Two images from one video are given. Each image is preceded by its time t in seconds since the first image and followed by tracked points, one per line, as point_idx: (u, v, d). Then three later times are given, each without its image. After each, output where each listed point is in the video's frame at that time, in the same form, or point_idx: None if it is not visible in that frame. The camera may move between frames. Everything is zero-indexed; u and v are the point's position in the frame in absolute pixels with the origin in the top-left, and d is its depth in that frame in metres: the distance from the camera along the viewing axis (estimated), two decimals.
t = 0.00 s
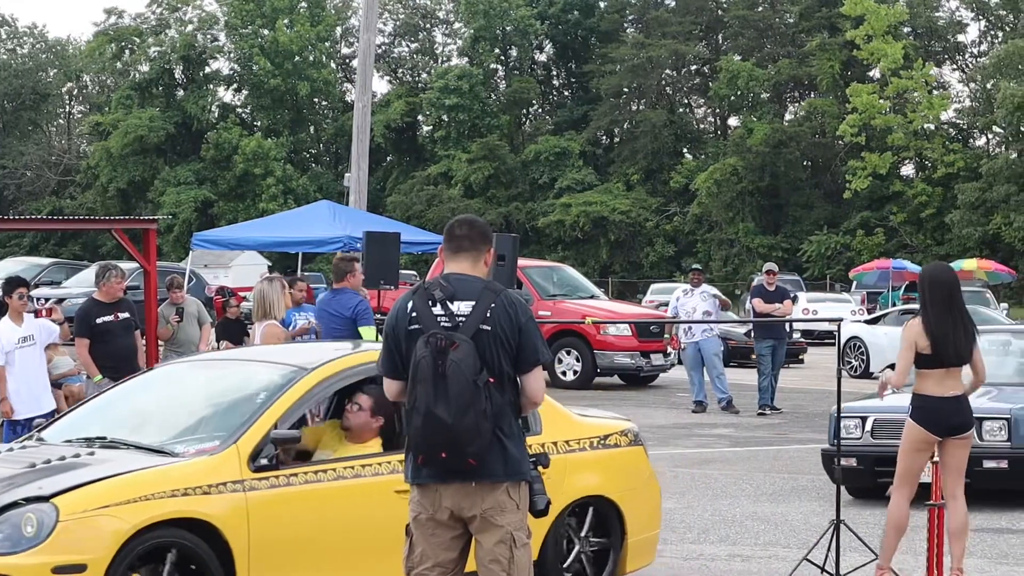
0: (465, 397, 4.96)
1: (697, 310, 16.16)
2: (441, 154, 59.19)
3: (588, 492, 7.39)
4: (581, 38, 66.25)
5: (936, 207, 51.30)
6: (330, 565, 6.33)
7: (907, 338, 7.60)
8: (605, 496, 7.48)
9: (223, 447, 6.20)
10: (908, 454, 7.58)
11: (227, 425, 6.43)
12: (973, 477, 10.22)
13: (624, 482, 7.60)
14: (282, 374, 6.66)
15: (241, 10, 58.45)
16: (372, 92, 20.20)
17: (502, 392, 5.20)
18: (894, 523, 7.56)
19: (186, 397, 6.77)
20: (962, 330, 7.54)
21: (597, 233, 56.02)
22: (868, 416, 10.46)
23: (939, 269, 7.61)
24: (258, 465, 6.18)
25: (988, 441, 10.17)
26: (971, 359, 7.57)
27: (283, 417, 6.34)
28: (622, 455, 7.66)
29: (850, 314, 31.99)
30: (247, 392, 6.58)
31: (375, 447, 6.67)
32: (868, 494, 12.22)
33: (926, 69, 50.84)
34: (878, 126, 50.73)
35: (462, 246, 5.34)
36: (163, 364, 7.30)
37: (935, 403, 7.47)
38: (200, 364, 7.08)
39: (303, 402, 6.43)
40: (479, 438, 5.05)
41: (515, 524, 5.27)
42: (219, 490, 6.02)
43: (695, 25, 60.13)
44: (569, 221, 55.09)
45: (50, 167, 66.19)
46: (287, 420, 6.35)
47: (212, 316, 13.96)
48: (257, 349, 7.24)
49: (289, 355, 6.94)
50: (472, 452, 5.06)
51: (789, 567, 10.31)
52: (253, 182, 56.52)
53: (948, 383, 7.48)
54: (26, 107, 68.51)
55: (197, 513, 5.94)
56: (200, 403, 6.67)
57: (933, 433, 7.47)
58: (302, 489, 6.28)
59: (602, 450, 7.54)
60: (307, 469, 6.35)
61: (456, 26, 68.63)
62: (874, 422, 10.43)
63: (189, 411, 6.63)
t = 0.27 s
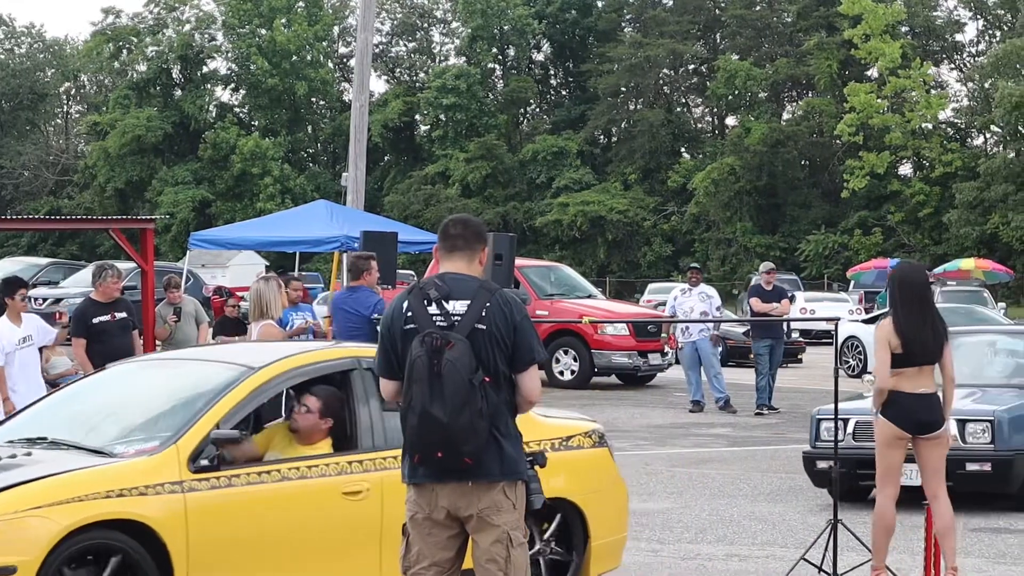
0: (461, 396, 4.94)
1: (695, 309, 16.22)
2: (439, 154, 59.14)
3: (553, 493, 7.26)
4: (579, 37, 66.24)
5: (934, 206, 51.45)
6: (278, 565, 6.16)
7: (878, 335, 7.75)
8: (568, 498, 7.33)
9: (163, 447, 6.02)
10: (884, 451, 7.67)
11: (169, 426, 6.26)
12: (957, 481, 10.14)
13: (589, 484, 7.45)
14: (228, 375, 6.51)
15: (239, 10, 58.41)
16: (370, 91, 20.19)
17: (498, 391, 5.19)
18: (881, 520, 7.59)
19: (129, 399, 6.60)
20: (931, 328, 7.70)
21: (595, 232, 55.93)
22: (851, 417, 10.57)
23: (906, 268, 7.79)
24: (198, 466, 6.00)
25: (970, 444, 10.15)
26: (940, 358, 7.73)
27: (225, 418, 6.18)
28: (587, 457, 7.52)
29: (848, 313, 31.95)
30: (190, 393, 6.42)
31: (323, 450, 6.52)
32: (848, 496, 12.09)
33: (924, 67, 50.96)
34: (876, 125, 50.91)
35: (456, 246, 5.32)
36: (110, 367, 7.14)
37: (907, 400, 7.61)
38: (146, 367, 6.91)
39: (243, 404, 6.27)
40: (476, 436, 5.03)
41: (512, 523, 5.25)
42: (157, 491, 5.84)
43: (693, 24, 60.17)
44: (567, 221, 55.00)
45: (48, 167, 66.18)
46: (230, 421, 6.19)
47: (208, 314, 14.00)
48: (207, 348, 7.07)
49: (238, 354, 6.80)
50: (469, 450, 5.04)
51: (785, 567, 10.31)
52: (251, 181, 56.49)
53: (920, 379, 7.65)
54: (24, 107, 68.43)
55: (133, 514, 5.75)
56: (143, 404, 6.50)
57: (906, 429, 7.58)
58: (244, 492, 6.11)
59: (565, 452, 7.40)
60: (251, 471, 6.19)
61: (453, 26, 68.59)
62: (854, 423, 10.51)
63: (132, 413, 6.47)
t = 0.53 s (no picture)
0: (456, 396, 4.84)
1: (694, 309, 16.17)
2: (436, 153, 59.18)
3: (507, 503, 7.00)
4: (577, 37, 66.31)
5: (932, 206, 51.64)
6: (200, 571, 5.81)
7: (850, 336, 7.88)
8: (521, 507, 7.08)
9: (82, 449, 5.70)
10: (863, 449, 7.73)
11: (94, 427, 5.94)
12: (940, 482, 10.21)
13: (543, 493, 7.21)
14: (160, 374, 6.18)
15: (237, 9, 58.37)
16: (367, 91, 20.20)
17: (494, 390, 5.08)
18: (869, 516, 7.64)
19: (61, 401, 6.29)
20: (902, 327, 7.80)
21: (593, 232, 56.04)
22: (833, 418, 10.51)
23: (878, 267, 7.91)
24: (119, 468, 5.67)
25: (954, 445, 10.13)
26: (915, 357, 7.81)
27: (149, 420, 5.84)
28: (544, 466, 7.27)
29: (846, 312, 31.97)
30: (120, 394, 6.10)
31: (259, 452, 6.19)
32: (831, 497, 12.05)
33: (922, 67, 51.01)
34: (874, 125, 51.00)
35: (453, 243, 5.20)
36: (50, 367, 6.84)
37: (879, 398, 7.70)
38: (85, 366, 6.60)
39: (177, 401, 5.96)
40: (471, 436, 4.93)
41: (510, 523, 5.12)
42: (72, 494, 5.51)
43: (691, 24, 60.24)
44: (565, 220, 55.13)
45: (46, 167, 66.25)
46: (154, 423, 5.85)
47: (206, 314, 13.95)
48: (150, 348, 6.74)
49: (169, 356, 6.43)
50: (465, 451, 4.94)
51: (783, 566, 10.29)
52: (249, 181, 56.52)
53: (895, 378, 7.71)
54: (22, 107, 68.46)
55: (45, 517, 5.43)
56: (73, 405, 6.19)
57: (878, 429, 7.65)
58: (168, 494, 5.77)
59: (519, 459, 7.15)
60: (176, 473, 5.85)
61: (451, 25, 68.64)
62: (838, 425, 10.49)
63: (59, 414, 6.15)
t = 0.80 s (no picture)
0: (455, 393, 4.92)
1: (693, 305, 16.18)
2: (435, 150, 59.21)
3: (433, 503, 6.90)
4: (575, 33, 66.37)
5: (931, 202, 51.94)
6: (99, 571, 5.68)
7: (838, 334, 7.89)
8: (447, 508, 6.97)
9: None
10: (856, 446, 7.77)
11: None
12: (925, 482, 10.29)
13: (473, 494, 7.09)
14: (64, 370, 6.03)
15: (235, 6, 58.30)
16: (366, 88, 20.20)
17: (492, 386, 5.19)
18: (868, 516, 7.68)
19: None
20: (890, 322, 7.78)
21: (591, 228, 56.28)
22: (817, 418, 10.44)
23: (866, 263, 7.91)
24: (15, 468, 5.49)
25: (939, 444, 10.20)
26: (905, 353, 7.84)
27: (48, 418, 5.67)
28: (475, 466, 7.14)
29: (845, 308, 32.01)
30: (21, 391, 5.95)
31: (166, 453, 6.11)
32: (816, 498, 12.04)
33: (920, 63, 51.13)
34: (873, 121, 51.24)
35: (452, 238, 5.31)
36: None
37: (870, 395, 7.73)
38: None
39: (87, 395, 5.83)
40: (469, 433, 5.02)
41: (508, 518, 5.23)
42: None
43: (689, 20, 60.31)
44: (564, 216, 55.26)
45: (44, 164, 66.32)
46: (53, 422, 5.69)
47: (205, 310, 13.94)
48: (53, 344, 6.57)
49: (80, 351, 6.28)
50: (463, 447, 5.03)
51: (783, 563, 10.28)
52: (247, 177, 56.52)
53: (886, 376, 7.76)
54: (20, 104, 68.51)
55: None
56: None
57: (870, 425, 7.70)
58: (68, 495, 5.62)
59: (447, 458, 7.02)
60: (77, 473, 5.70)
61: (450, 22, 68.65)
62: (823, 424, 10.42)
63: None
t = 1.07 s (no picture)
0: (453, 377, 5.00)
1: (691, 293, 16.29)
2: (434, 137, 59.15)
3: (339, 498, 6.49)
4: (575, 20, 66.33)
5: (930, 189, 52.22)
6: None
7: (837, 320, 7.89)
8: (352, 504, 6.55)
9: None
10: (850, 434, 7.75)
11: None
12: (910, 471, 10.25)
13: (386, 489, 6.66)
14: None
15: None
16: (364, 74, 20.17)
17: (491, 372, 5.26)
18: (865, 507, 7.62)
19: None
20: (889, 310, 7.79)
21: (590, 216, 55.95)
22: (800, 407, 10.40)
23: (864, 251, 7.93)
24: None
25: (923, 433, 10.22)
26: (903, 341, 7.81)
27: None
28: (386, 459, 6.69)
29: (843, 295, 32.01)
30: None
31: (42, 442, 5.86)
32: (803, 487, 12.02)
33: (920, 51, 51.30)
34: (872, 108, 51.46)
35: (450, 225, 5.38)
36: None
37: (868, 382, 7.71)
38: None
39: None
40: (467, 418, 5.09)
41: (506, 505, 5.29)
42: None
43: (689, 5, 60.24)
44: (563, 204, 54.91)
45: (43, 150, 66.42)
46: None
47: (203, 297, 13.95)
48: None
49: None
50: (461, 432, 5.10)
51: (781, 548, 10.30)
52: (246, 164, 56.51)
53: (882, 363, 7.75)
54: (19, 90, 68.55)
55: None
56: None
57: (865, 412, 7.68)
58: None
59: (353, 450, 6.60)
60: None
61: (449, 9, 68.54)
62: (805, 413, 10.37)
63: None
